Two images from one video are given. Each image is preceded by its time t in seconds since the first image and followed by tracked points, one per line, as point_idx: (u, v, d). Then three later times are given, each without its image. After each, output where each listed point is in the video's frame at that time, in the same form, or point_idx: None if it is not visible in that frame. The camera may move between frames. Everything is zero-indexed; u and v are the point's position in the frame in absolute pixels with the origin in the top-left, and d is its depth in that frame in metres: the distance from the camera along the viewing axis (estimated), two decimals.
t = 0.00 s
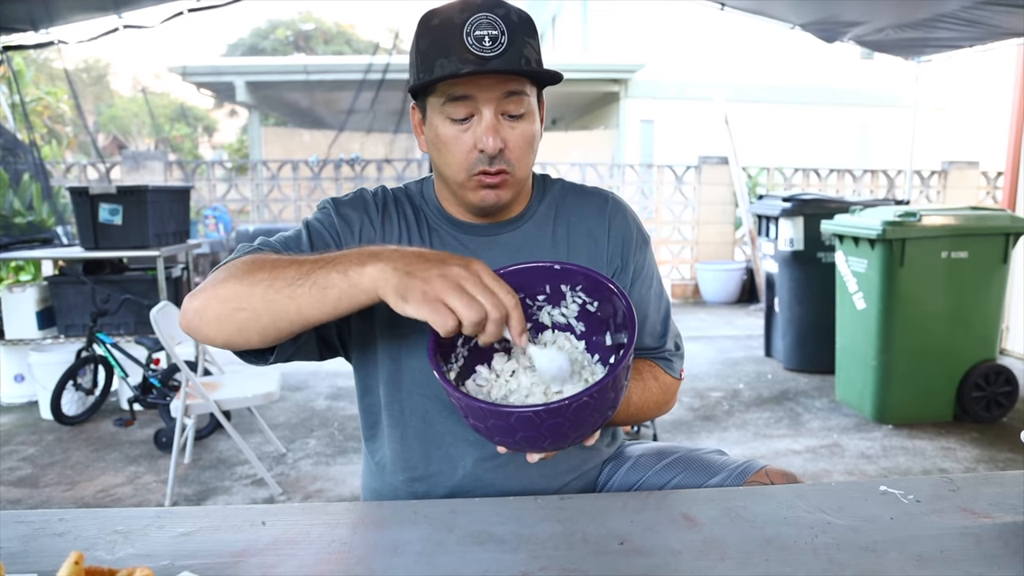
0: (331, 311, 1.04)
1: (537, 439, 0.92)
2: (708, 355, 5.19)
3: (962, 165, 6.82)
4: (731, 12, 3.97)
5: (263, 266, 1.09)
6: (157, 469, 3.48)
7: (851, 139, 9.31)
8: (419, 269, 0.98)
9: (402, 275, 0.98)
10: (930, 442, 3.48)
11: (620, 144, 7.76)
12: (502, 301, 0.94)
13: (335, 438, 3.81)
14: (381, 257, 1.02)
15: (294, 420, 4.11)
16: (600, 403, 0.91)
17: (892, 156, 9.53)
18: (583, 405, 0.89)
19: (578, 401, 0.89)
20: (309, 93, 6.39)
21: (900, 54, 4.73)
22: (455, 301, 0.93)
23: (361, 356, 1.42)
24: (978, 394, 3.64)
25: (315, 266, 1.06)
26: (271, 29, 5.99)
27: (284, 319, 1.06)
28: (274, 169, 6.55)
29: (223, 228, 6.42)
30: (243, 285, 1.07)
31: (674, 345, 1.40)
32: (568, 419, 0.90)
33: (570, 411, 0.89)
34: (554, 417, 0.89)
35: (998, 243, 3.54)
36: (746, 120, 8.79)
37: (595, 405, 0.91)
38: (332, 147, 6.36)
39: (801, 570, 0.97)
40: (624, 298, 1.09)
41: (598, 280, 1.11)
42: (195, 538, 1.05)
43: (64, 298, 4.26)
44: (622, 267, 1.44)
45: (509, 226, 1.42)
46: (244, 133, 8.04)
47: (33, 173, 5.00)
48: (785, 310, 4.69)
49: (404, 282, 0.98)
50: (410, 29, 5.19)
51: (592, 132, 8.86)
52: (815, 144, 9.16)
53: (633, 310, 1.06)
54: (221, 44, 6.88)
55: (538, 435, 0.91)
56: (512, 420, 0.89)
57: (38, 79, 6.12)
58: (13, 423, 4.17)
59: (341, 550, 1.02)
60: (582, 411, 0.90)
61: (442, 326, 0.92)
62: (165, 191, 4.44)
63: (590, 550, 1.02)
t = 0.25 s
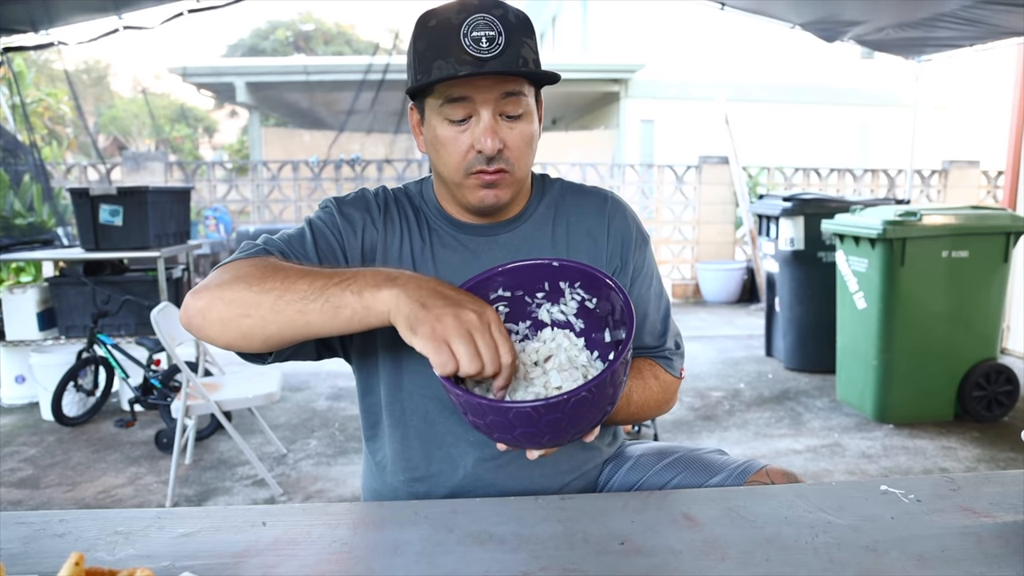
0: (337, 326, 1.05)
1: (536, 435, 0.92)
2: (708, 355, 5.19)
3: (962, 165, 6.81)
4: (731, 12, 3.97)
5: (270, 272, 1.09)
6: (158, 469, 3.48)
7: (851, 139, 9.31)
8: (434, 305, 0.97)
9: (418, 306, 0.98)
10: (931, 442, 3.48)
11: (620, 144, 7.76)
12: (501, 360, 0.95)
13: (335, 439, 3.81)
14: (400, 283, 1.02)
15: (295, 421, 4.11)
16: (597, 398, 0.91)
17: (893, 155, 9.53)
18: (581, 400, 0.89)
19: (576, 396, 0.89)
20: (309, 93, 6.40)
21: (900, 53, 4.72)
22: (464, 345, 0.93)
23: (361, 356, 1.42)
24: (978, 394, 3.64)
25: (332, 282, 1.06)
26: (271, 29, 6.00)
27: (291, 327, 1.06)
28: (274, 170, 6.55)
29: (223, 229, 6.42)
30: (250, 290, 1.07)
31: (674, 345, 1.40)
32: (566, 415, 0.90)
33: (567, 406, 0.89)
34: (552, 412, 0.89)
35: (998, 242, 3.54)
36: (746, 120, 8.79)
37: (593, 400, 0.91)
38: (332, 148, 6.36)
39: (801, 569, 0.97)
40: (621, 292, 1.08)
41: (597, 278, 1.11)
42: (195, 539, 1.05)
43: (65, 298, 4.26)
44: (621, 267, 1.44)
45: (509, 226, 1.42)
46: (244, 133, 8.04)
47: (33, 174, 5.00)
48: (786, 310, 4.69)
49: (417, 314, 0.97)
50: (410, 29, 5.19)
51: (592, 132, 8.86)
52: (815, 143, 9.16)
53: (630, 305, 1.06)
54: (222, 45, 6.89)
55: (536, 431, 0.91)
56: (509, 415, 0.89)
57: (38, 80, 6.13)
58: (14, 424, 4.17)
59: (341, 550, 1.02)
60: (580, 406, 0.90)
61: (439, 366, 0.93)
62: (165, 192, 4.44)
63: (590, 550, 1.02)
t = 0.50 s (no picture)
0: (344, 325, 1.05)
1: (535, 440, 0.92)
2: (708, 356, 5.19)
3: (962, 166, 6.82)
4: (731, 12, 3.97)
5: (272, 273, 1.09)
6: (157, 468, 3.48)
7: (851, 140, 9.31)
8: (439, 307, 0.98)
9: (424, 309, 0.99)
10: (930, 443, 3.48)
11: (620, 144, 7.75)
12: (517, 342, 0.97)
13: (335, 438, 3.81)
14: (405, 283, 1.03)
15: (294, 420, 4.11)
16: (597, 404, 0.91)
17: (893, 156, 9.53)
18: (580, 406, 0.89)
19: (575, 402, 0.89)
20: (309, 92, 6.39)
21: (900, 54, 4.72)
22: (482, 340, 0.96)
23: (362, 355, 1.42)
24: (978, 395, 3.64)
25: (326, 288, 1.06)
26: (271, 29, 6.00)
27: (297, 327, 1.07)
28: (274, 169, 6.55)
29: (223, 228, 6.41)
30: (254, 291, 1.07)
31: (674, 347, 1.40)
32: (565, 420, 0.90)
33: (566, 413, 0.89)
34: (551, 418, 0.89)
35: (998, 243, 3.54)
36: (746, 120, 8.79)
37: (593, 407, 0.91)
38: (332, 147, 6.36)
39: (801, 569, 0.97)
40: (621, 299, 1.09)
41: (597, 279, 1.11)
42: (195, 538, 1.05)
43: (64, 297, 4.26)
44: (623, 268, 1.44)
45: (511, 226, 1.42)
46: (244, 132, 8.04)
47: (33, 173, 5.00)
48: (786, 311, 4.69)
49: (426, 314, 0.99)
50: (410, 29, 5.19)
51: (592, 132, 8.86)
52: (815, 144, 9.16)
53: (630, 312, 1.07)
54: (222, 44, 6.89)
55: (535, 437, 0.91)
56: (508, 420, 0.89)
57: (38, 79, 6.12)
58: (13, 423, 4.17)
59: (341, 549, 1.02)
60: (579, 412, 0.90)
61: (459, 366, 0.95)
62: (165, 191, 4.44)
63: (590, 550, 1.02)
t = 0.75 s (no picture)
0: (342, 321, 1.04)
1: (534, 430, 0.92)
2: (708, 357, 5.19)
3: (962, 168, 6.82)
4: (731, 13, 3.98)
5: (273, 271, 1.10)
6: (156, 467, 3.48)
7: (851, 141, 9.32)
8: (437, 276, 0.97)
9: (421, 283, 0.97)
10: (929, 444, 3.48)
11: (620, 145, 7.76)
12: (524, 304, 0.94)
13: (334, 438, 3.81)
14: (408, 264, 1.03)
15: (293, 420, 4.11)
16: (594, 394, 0.91)
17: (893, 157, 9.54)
18: (577, 394, 0.89)
19: (572, 390, 0.89)
20: (309, 92, 6.39)
21: (900, 55, 4.73)
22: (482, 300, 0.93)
23: (363, 354, 1.42)
24: (978, 396, 3.65)
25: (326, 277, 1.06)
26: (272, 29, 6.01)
27: (296, 322, 1.06)
28: (274, 169, 6.55)
29: (223, 228, 6.41)
30: (256, 288, 1.07)
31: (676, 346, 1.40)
32: (562, 409, 0.90)
33: (564, 401, 0.89)
34: (547, 406, 0.89)
35: (998, 245, 3.54)
36: (746, 121, 8.79)
37: (590, 396, 0.91)
38: (332, 147, 6.36)
39: (800, 570, 0.97)
40: (617, 290, 1.09)
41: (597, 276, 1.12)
42: (195, 537, 1.05)
43: (64, 296, 4.26)
44: (624, 268, 1.44)
45: (512, 226, 1.42)
46: (244, 132, 8.04)
47: (33, 171, 5.00)
48: (785, 312, 4.69)
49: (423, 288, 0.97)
50: (410, 29, 5.18)
51: (592, 133, 8.86)
52: (815, 145, 9.17)
53: (627, 304, 1.06)
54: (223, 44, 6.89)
55: (533, 426, 0.91)
56: (506, 409, 0.90)
57: (38, 78, 6.12)
58: (12, 421, 4.17)
59: (341, 549, 1.02)
60: (576, 400, 0.90)
61: (461, 324, 0.91)
62: (165, 190, 4.44)
63: (590, 550, 1.02)
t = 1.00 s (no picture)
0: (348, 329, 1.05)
1: (536, 445, 0.92)
2: (707, 358, 5.19)
3: (962, 169, 6.82)
4: (732, 14, 3.98)
5: (280, 271, 1.09)
6: (156, 467, 3.48)
7: (851, 142, 9.32)
8: (454, 309, 0.98)
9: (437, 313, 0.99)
10: (929, 445, 3.49)
11: (620, 146, 7.76)
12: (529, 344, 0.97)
13: (333, 438, 3.81)
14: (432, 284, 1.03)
15: (293, 419, 4.11)
16: (596, 409, 0.91)
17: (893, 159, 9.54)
18: (581, 410, 0.89)
19: (575, 407, 0.89)
20: (309, 92, 6.39)
21: (901, 57, 4.73)
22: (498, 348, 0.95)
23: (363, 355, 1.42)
24: (977, 398, 3.65)
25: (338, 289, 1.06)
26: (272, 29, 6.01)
27: (302, 327, 1.07)
28: (274, 168, 6.55)
29: (223, 228, 6.40)
30: (263, 289, 1.07)
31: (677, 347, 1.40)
32: (565, 425, 0.90)
33: (566, 417, 0.89)
34: (551, 423, 0.89)
35: (997, 246, 3.54)
36: (746, 123, 8.80)
37: (593, 411, 0.91)
38: (332, 147, 6.36)
39: (800, 571, 0.97)
40: (622, 300, 1.10)
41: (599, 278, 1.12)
42: (195, 537, 1.05)
43: (64, 295, 4.26)
44: (625, 269, 1.44)
45: (514, 226, 1.42)
46: (245, 132, 8.04)
47: (33, 170, 5.01)
48: (785, 313, 4.69)
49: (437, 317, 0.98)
50: (410, 29, 5.18)
51: (592, 133, 8.87)
52: (815, 146, 9.17)
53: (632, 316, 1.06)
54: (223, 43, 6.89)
55: (535, 441, 0.91)
56: (509, 425, 0.90)
57: (38, 77, 6.12)
58: (11, 420, 4.17)
59: (341, 549, 1.02)
60: (579, 416, 0.90)
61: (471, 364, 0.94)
62: (165, 189, 4.45)
63: (590, 551, 1.02)
